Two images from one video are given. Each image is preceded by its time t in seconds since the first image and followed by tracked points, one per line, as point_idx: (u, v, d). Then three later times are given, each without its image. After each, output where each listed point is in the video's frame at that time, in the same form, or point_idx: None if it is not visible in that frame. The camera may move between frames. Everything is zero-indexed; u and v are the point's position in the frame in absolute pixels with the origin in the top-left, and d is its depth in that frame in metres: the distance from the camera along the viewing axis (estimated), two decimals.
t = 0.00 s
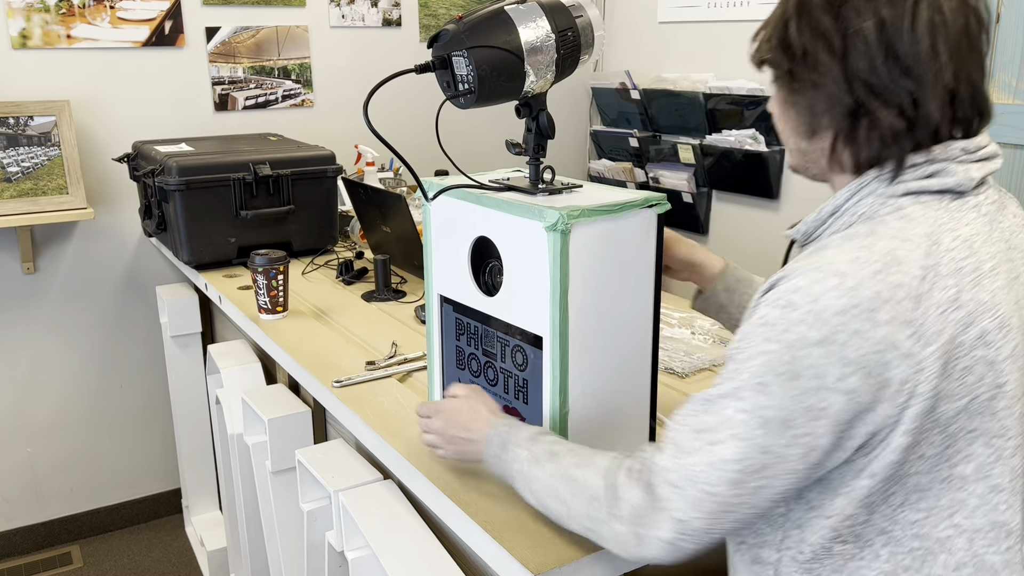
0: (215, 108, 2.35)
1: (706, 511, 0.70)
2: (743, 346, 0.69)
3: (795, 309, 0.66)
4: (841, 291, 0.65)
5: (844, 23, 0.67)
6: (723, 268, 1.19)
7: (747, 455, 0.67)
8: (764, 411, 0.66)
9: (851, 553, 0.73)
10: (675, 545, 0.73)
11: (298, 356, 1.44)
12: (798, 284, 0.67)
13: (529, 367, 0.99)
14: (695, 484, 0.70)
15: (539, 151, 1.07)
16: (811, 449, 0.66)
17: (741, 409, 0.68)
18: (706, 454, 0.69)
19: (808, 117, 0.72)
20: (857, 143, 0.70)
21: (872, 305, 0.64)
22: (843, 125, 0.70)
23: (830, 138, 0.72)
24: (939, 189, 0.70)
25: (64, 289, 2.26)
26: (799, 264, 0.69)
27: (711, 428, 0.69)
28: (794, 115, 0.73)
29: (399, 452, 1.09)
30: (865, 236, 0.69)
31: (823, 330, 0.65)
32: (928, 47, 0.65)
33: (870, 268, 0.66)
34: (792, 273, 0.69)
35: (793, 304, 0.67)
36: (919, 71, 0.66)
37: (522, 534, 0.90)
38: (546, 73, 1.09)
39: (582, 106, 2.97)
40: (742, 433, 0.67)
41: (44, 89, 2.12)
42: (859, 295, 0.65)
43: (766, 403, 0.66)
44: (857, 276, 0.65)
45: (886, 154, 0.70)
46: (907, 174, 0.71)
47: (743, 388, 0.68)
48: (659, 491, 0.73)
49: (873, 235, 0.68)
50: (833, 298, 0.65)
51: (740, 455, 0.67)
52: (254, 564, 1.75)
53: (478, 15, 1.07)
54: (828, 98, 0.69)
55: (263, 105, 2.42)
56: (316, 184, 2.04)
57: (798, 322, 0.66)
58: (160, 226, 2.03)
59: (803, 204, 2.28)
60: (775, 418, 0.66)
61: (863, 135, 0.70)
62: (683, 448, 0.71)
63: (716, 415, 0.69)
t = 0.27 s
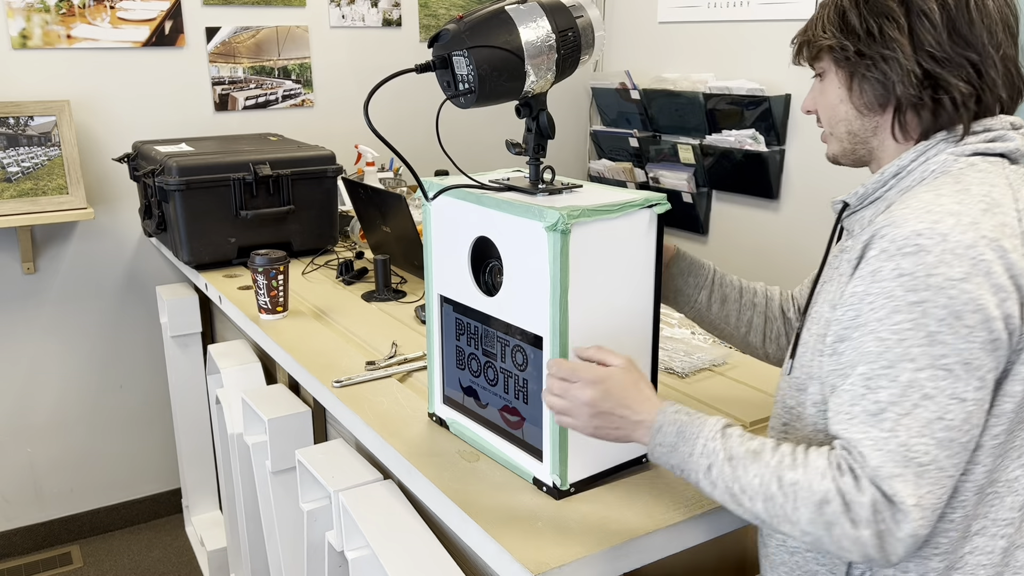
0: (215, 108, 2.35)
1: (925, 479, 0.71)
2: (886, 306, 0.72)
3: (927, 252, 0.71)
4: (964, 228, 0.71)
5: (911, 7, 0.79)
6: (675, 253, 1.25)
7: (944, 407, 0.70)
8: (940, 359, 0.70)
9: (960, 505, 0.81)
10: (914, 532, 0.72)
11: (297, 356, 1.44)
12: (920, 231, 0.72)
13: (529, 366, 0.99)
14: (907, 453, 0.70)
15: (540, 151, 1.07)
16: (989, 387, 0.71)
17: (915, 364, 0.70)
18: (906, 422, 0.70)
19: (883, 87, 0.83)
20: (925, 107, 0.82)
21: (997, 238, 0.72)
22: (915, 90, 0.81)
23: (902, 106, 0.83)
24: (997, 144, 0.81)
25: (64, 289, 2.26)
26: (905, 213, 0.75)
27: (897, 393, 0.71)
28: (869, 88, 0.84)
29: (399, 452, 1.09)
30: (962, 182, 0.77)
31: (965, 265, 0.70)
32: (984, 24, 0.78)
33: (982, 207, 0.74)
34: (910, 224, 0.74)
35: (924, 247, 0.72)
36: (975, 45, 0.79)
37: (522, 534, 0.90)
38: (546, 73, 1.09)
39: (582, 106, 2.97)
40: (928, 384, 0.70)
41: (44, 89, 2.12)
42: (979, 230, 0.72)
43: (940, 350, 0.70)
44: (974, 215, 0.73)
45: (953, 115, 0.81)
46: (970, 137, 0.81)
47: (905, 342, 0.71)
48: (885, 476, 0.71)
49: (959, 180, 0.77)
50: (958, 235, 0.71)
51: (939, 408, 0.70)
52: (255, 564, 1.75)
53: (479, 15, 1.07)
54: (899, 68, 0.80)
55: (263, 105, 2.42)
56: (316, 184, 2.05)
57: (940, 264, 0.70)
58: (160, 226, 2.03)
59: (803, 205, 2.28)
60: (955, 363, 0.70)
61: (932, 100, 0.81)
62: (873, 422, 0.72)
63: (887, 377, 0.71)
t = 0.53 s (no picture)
0: (215, 108, 2.35)
1: (966, 456, 0.72)
2: (926, 285, 0.74)
3: (968, 233, 0.73)
4: (1001, 211, 0.74)
5: (925, 14, 0.83)
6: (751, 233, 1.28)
7: (985, 383, 0.71)
8: (981, 336, 0.71)
9: (991, 490, 0.83)
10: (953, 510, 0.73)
11: (298, 356, 1.44)
12: (958, 213, 0.74)
13: (529, 367, 0.99)
14: (951, 430, 0.71)
15: (539, 151, 1.07)
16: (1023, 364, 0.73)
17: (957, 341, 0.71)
18: (949, 400, 0.71)
19: (906, 89, 0.84)
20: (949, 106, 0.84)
21: None
22: (940, 88, 0.82)
23: (926, 107, 0.85)
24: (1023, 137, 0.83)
25: (64, 289, 2.27)
26: (941, 197, 0.77)
27: (937, 370, 0.72)
28: (892, 91, 0.86)
29: (399, 452, 1.10)
30: (994, 174, 0.78)
31: (1004, 246, 0.72)
32: (995, 25, 0.82)
33: (1013, 192, 0.76)
34: (947, 207, 0.75)
35: (963, 228, 0.73)
36: (990, 46, 0.82)
37: (522, 534, 0.90)
38: (546, 73, 1.09)
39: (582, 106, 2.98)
40: (968, 361, 0.71)
41: (44, 89, 2.12)
42: (1016, 214, 0.74)
43: (981, 328, 0.71)
44: (1008, 200, 0.75)
45: (977, 112, 0.83)
46: (997, 130, 0.83)
47: (947, 322, 0.72)
48: (926, 451, 0.71)
49: (993, 171, 0.79)
50: (997, 217, 0.73)
51: (979, 384, 0.71)
52: (255, 564, 1.76)
53: (479, 16, 1.07)
54: (923, 68, 0.82)
55: (263, 105, 2.43)
56: (316, 184, 2.05)
57: (980, 244, 0.72)
58: (160, 226, 2.04)
59: (802, 205, 2.28)
60: (995, 340, 0.71)
61: (957, 98, 0.83)
62: (915, 400, 0.72)
63: (930, 354, 0.72)
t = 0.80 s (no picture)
0: (215, 108, 2.36)
1: (995, 448, 0.71)
2: (939, 281, 0.74)
3: (977, 227, 0.74)
4: (1012, 204, 0.74)
5: (936, 22, 0.82)
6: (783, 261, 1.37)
7: (1010, 373, 0.71)
8: (999, 326, 0.71)
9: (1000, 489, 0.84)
10: (985, 506, 0.71)
11: (298, 356, 1.44)
12: (967, 208, 0.75)
13: (529, 366, 0.99)
14: (976, 421, 0.71)
15: (539, 151, 1.07)
16: None
17: (976, 333, 0.71)
18: (973, 392, 0.71)
19: (918, 97, 0.84)
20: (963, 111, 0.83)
21: None
22: (953, 95, 0.82)
23: (940, 113, 0.84)
24: None
25: (64, 289, 2.27)
26: (952, 195, 0.78)
27: (959, 363, 0.72)
28: (904, 100, 0.85)
29: (399, 452, 1.10)
30: (1002, 173, 0.79)
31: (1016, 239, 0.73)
32: (1007, 30, 0.81)
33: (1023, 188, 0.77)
34: (956, 203, 0.76)
35: (972, 223, 0.74)
36: (1003, 50, 0.81)
37: (522, 534, 0.90)
38: (546, 73, 1.09)
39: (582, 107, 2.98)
40: (990, 353, 0.71)
41: (44, 89, 2.12)
42: None
43: (997, 319, 0.71)
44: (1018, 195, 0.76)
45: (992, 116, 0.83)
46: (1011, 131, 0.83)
47: (963, 315, 0.72)
48: (949, 441, 0.71)
49: (1002, 170, 0.80)
50: (1007, 210, 0.74)
51: (1003, 374, 0.71)
52: (255, 564, 1.76)
53: (479, 16, 1.07)
54: (935, 77, 0.82)
55: (263, 105, 2.43)
56: (316, 184, 2.05)
57: (990, 236, 0.73)
58: (160, 226, 2.04)
59: (802, 204, 2.28)
60: (1014, 331, 0.71)
61: (970, 103, 0.83)
62: (939, 392, 0.72)
63: (950, 347, 0.72)
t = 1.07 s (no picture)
0: (215, 108, 2.36)
1: (915, 457, 0.75)
2: (912, 292, 0.77)
3: (961, 245, 0.75)
4: (1001, 224, 0.75)
5: (941, 27, 0.82)
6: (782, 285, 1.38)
7: (946, 390, 0.74)
8: (952, 345, 0.73)
9: (997, 496, 0.84)
10: (896, 505, 0.77)
11: (298, 356, 1.44)
12: (957, 224, 0.76)
13: (529, 366, 0.99)
14: (903, 429, 0.76)
15: (539, 151, 1.07)
16: (1001, 376, 0.74)
17: (927, 347, 0.75)
18: (907, 398, 0.75)
19: (925, 103, 0.84)
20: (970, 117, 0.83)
21: None
22: (959, 102, 0.82)
23: (946, 120, 0.84)
24: None
25: (64, 289, 2.27)
26: (948, 207, 0.79)
27: (904, 370, 0.76)
28: (911, 105, 0.85)
29: (399, 452, 1.10)
30: (1006, 184, 0.80)
31: (994, 259, 0.73)
32: (1014, 33, 0.81)
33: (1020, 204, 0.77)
34: (947, 217, 0.77)
35: (958, 240, 0.75)
36: (1010, 55, 0.81)
37: (522, 534, 0.90)
38: (546, 73, 1.09)
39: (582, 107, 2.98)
40: (933, 366, 0.74)
41: (44, 89, 2.12)
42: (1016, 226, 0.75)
43: (953, 337, 0.73)
44: (1012, 211, 0.76)
45: (999, 121, 0.83)
46: (1017, 138, 0.84)
47: (923, 328, 0.75)
48: (870, 438, 0.78)
49: (1006, 180, 0.80)
50: (995, 230, 0.74)
51: (939, 390, 0.74)
52: (254, 564, 1.76)
53: (479, 16, 1.07)
54: (941, 83, 0.82)
55: (263, 105, 2.43)
56: (316, 184, 2.05)
57: (970, 256, 0.74)
58: (160, 226, 2.04)
59: (802, 204, 2.28)
60: (965, 350, 0.73)
61: (976, 109, 0.83)
62: (882, 395, 0.78)
63: (903, 355, 0.77)
